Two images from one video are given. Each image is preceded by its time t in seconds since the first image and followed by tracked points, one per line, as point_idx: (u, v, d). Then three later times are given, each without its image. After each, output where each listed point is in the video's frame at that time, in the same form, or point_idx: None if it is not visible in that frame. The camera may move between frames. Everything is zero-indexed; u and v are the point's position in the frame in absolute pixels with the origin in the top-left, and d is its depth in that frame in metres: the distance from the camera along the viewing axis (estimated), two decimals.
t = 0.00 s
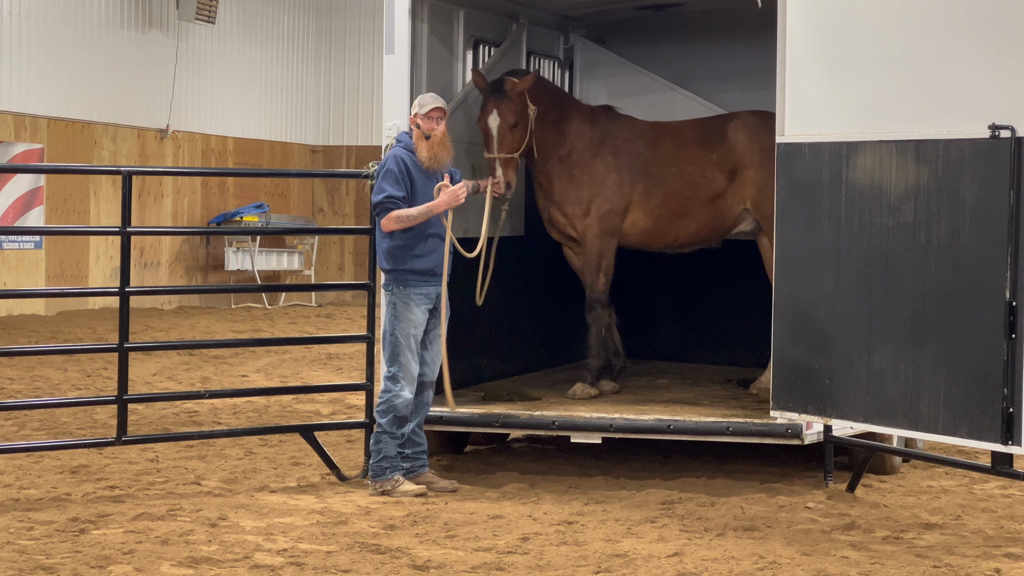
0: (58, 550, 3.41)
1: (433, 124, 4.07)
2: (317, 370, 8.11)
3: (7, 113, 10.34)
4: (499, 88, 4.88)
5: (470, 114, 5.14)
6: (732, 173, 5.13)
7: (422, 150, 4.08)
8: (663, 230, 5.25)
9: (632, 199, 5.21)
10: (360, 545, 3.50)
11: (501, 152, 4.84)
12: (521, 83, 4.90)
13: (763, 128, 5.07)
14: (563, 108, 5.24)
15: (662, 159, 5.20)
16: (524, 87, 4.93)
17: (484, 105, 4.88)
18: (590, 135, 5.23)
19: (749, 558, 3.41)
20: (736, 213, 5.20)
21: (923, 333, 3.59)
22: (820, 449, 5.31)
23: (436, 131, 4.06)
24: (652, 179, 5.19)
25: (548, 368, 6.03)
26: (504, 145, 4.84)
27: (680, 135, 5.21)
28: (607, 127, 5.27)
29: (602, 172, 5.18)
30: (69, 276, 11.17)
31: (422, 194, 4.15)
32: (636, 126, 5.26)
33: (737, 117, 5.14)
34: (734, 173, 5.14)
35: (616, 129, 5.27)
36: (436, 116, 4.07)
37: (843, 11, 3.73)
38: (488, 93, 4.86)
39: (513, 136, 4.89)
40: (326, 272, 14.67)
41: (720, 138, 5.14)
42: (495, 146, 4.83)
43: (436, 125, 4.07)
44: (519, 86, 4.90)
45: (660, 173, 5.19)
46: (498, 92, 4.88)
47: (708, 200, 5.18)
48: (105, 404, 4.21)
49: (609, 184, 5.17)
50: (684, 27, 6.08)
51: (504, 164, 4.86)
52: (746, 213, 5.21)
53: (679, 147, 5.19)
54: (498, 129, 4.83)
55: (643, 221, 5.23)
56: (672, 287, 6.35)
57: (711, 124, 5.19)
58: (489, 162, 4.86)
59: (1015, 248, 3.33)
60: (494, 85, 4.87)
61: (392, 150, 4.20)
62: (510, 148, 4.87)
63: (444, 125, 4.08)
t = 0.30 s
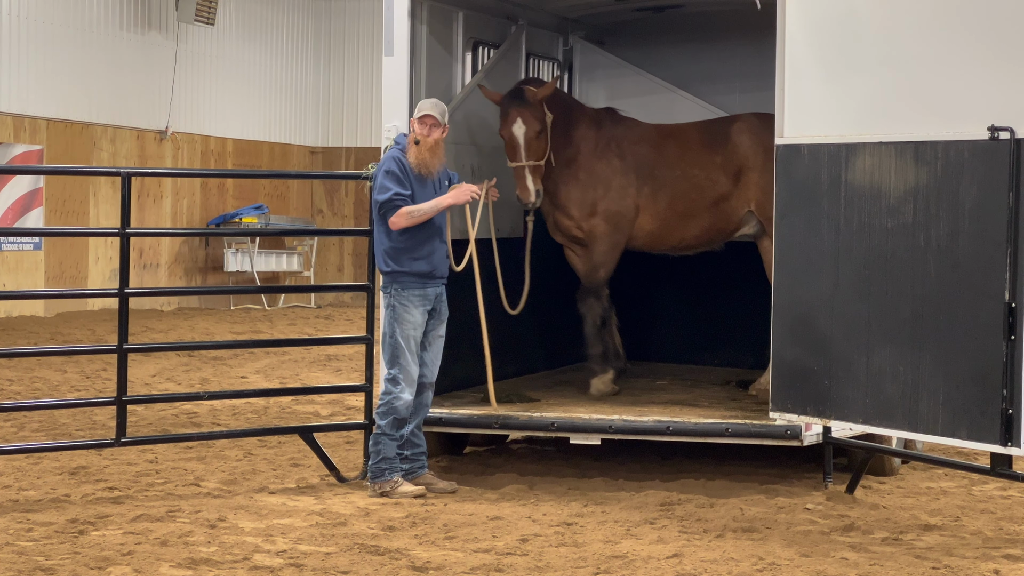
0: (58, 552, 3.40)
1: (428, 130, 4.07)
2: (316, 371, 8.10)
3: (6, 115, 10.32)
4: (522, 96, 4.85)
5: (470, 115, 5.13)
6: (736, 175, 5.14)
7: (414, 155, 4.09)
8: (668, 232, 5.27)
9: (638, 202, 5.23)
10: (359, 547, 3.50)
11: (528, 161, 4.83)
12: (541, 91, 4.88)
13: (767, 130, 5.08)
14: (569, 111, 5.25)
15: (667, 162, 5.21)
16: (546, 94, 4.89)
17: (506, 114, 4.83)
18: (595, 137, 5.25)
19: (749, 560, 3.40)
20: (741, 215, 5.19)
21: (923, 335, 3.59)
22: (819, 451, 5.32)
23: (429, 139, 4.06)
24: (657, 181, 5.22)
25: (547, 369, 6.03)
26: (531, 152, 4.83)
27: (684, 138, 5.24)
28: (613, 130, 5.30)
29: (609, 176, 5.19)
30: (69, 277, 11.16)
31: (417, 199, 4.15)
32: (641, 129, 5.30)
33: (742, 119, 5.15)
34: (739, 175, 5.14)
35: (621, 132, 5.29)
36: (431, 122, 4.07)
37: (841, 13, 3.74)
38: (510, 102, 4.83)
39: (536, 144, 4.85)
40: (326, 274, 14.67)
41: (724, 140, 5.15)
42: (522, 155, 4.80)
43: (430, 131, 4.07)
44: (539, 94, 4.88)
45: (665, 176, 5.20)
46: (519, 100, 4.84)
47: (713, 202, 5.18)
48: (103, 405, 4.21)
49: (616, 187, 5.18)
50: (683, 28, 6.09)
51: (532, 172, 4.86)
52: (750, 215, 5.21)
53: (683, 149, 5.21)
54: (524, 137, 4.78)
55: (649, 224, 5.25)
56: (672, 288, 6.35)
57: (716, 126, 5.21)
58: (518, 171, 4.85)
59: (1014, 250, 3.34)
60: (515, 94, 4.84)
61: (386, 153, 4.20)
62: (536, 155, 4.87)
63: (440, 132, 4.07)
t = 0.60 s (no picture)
0: (56, 553, 3.40)
1: (435, 136, 4.05)
2: (315, 373, 8.10)
3: (4, 116, 10.31)
4: (539, 100, 4.81)
5: (468, 116, 5.13)
6: (742, 175, 5.16)
7: (419, 157, 4.08)
8: (675, 233, 5.27)
9: (648, 204, 5.22)
10: (358, 548, 3.49)
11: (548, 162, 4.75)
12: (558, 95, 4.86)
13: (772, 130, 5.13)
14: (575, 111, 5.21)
15: (674, 163, 5.22)
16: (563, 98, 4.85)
17: (524, 118, 4.79)
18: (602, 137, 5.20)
19: (747, 561, 3.40)
20: (745, 216, 5.23)
21: (922, 337, 3.59)
22: (818, 452, 5.32)
23: (435, 143, 4.04)
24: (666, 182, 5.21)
25: (546, 371, 6.03)
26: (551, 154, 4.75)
27: (689, 139, 5.25)
28: (618, 132, 5.28)
29: (621, 177, 5.15)
30: (67, 279, 11.15)
31: (417, 202, 4.15)
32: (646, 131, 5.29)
33: (745, 120, 5.18)
34: (745, 175, 5.17)
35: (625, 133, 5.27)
36: (440, 128, 4.06)
37: (840, 14, 3.74)
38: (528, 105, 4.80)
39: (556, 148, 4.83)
40: (324, 275, 14.67)
41: (729, 140, 5.18)
42: (542, 156, 4.74)
43: (438, 137, 4.06)
44: (556, 98, 4.84)
45: (674, 177, 5.20)
46: (537, 103, 4.80)
47: (720, 203, 5.19)
48: (102, 407, 4.20)
49: (628, 189, 5.16)
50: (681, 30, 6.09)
51: (552, 176, 4.78)
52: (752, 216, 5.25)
53: (688, 151, 5.22)
54: (544, 139, 4.73)
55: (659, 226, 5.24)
56: (671, 288, 6.35)
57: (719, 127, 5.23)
58: (537, 175, 4.76)
59: (1012, 252, 3.34)
60: (533, 97, 4.81)
61: (388, 154, 4.18)
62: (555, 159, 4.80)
63: (446, 139, 4.06)
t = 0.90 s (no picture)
0: (55, 555, 3.40)
1: (426, 128, 4.06)
2: (314, 374, 8.10)
3: (3, 118, 10.30)
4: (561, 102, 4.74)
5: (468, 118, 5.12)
6: (750, 176, 5.19)
7: (415, 152, 4.09)
8: (681, 235, 5.26)
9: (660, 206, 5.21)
10: (357, 550, 3.49)
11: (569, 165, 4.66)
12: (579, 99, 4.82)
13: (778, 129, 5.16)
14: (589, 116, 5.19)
15: (682, 165, 5.23)
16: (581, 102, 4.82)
17: (546, 120, 4.72)
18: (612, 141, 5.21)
19: (746, 563, 3.41)
20: (751, 217, 5.26)
21: (920, 338, 3.60)
22: (817, 454, 5.32)
23: (428, 136, 4.06)
24: (675, 184, 5.23)
25: (545, 372, 6.03)
26: (572, 158, 4.67)
27: (697, 140, 5.26)
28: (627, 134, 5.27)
29: (633, 180, 5.16)
30: (66, 280, 11.15)
31: (415, 201, 4.15)
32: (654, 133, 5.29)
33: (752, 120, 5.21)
34: (753, 175, 5.19)
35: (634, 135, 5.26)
36: (430, 120, 4.07)
37: (839, 16, 3.74)
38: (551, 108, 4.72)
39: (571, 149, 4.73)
40: (323, 276, 14.68)
41: (736, 141, 5.21)
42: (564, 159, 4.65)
43: (430, 129, 4.07)
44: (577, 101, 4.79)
45: (683, 178, 5.22)
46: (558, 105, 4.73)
47: (729, 203, 5.20)
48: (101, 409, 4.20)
49: (640, 192, 5.17)
50: (681, 31, 6.10)
51: (573, 180, 4.68)
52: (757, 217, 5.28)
53: (695, 152, 5.23)
54: (565, 143, 4.65)
55: (669, 228, 5.25)
56: (670, 290, 6.35)
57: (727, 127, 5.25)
58: (558, 179, 4.67)
59: (1011, 253, 3.35)
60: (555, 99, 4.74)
61: (386, 154, 4.20)
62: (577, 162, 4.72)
63: (438, 130, 4.07)
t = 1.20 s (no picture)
0: (53, 556, 3.40)
1: (427, 134, 4.05)
2: (312, 375, 8.10)
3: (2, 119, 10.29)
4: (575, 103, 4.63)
5: (467, 119, 5.11)
6: (758, 177, 5.25)
7: (414, 157, 4.08)
8: (687, 237, 5.26)
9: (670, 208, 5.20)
10: (355, 551, 3.49)
11: (583, 166, 4.54)
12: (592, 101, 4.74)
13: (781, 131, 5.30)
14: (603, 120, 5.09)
15: (690, 166, 5.26)
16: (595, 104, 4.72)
17: (560, 121, 4.61)
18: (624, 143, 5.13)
19: (745, 563, 3.40)
20: (756, 218, 5.32)
21: (919, 339, 3.60)
22: (815, 455, 5.32)
23: (429, 142, 4.05)
24: (684, 186, 5.24)
25: (543, 373, 6.03)
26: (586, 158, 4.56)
27: (704, 141, 5.31)
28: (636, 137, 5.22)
29: (648, 183, 5.12)
30: (65, 281, 11.14)
31: (415, 204, 4.16)
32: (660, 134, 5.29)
33: (754, 122, 5.32)
34: (760, 176, 5.26)
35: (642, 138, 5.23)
36: (431, 126, 4.05)
37: (837, 17, 3.74)
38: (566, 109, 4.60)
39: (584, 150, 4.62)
40: (322, 277, 14.67)
41: (743, 143, 5.28)
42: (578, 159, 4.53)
43: (430, 134, 4.06)
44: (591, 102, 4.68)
45: (690, 179, 5.26)
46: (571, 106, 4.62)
47: (739, 205, 5.24)
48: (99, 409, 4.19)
49: (655, 195, 5.13)
50: (680, 32, 6.10)
51: (588, 180, 4.55)
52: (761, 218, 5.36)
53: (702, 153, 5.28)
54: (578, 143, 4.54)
55: (676, 229, 5.25)
56: (669, 291, 6.35)
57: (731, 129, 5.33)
58: (573, 179, 4.53)
59: (1011, 255, 3.35)
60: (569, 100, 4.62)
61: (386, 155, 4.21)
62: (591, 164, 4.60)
63: (439, 136, 4.06)
